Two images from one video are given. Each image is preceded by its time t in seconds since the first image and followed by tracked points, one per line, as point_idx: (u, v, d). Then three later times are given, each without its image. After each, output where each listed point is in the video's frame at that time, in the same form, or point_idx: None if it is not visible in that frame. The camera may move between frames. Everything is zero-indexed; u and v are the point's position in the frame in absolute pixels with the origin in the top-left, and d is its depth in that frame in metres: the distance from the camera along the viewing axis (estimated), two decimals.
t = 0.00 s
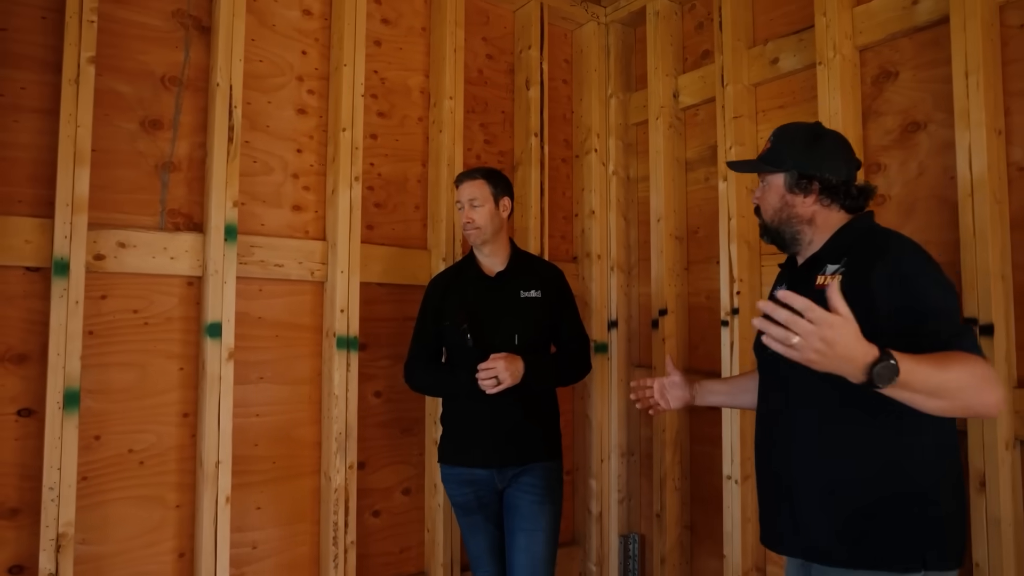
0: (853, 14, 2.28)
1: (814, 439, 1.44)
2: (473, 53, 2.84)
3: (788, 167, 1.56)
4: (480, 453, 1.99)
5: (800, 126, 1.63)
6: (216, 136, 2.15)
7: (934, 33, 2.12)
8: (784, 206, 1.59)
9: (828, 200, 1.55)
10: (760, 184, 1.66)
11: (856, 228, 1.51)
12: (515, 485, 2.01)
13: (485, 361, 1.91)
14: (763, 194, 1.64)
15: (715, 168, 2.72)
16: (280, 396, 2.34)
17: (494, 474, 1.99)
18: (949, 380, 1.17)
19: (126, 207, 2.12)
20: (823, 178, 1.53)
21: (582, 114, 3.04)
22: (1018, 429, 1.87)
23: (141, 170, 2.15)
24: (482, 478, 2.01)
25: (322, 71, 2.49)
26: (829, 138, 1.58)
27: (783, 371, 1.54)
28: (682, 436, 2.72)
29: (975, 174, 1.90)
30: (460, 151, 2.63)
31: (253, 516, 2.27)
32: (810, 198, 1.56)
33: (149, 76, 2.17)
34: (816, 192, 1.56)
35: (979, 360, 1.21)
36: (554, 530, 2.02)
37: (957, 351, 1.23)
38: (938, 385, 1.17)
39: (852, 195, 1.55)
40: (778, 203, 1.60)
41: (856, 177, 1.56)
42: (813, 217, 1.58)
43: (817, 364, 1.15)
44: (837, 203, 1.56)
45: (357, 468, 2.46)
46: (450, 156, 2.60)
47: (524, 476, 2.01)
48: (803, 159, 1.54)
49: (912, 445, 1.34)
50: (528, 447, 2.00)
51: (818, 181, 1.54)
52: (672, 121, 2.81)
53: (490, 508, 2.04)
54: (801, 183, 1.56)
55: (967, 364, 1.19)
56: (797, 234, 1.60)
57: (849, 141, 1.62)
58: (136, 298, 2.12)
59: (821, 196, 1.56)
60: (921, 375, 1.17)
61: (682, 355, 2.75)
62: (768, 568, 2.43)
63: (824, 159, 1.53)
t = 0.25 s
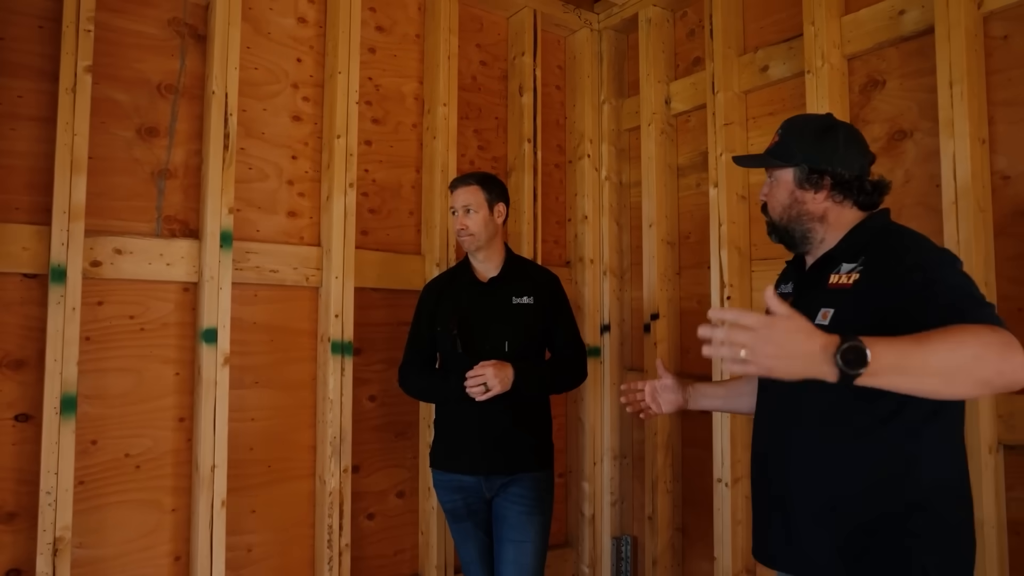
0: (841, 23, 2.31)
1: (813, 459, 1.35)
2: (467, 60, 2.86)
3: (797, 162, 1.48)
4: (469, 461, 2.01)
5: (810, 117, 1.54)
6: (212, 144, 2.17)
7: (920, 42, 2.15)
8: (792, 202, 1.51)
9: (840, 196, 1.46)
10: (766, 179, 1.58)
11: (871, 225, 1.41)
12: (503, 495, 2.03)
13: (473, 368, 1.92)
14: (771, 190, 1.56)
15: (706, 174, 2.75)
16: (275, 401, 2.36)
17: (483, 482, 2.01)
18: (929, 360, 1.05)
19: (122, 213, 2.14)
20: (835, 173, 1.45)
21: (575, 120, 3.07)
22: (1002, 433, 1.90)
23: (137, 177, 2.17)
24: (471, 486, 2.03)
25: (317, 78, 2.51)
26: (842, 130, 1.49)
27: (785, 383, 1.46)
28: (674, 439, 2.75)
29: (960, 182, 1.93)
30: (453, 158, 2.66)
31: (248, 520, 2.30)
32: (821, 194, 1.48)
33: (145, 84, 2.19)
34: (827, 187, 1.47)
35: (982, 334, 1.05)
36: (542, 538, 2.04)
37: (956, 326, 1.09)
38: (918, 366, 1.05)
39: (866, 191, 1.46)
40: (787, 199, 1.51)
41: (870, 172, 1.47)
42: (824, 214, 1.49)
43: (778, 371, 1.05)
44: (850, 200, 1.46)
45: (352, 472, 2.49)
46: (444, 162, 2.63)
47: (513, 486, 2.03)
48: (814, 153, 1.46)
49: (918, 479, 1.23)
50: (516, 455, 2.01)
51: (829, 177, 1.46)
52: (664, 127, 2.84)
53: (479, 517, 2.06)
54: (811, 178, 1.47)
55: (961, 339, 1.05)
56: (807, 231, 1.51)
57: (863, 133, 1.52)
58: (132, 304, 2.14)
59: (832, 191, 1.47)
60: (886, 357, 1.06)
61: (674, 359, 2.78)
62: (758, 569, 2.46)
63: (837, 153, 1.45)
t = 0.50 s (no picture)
0: (827, 32, 2.36)
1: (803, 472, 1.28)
2: (461, 66, 2.91)
3: (796, 161, 1.45)
4: (461, 464, 2.03)
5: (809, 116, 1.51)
6: (210, 150, 2.22)
7: (903, 52, 2.20)
8: (792, 203, 1.47)
9: (841, 195, 1.42)
10: (765, 180, 1.55)
11: (874, 224, 1.34)
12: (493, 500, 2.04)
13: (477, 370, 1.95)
14: (769, 191, 1.52)
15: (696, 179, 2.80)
16: (272, 402, 2.40)
17: (473, 486, 2.03)
18: (969, 450, 0.90)
19: (122, 219, 2.19)
20: (835, 171, 1.41)
21: (567, 125, 3.11)
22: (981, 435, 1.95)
23: (136, 183, 2.22)
24: (463, 489, 2.05)
25: (313, 85, 2.55)
26: (842, 129, 1.46)
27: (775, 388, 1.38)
28: (664, 439, 2.79)
29: (940, 189, 1.98)
30: (447, 163, 2.70)
31: (245, 519, 2.34)
32: (821, 194, 1.44)
33: (143, 91, 2.23)
34: (827, 187, 1.43)
35: (1002, 391, 0.91)
36: (534, 543, 2.05)
37: (967, 381, 0.95)
38: (960, 466, 0.90)
39: (867, 190, 1.42)
40: (786, 199, 1.47)
41: (871, 171, 1.43)
42: (824, 214, 1.44)
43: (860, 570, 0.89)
44: (851, 199, 1.42)
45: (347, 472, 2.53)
46: (438, 168, 2.67)
47: (502, 492, 2.03)
48: (813, 152, 1.43)
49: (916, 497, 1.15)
50: (506, 460, 2.01)
51: (829, 175, 1.42)
52: (655, 133, 2.89)
53: (470, 520, 2.08)
54: (811, 177, 1.44)
55: (977, 413, 0.91)
56: (807, 233, 1.47)
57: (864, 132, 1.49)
58: (131, 307, 2.18)
59: (833, 191, 1.43)
60: (920, 464, 0.92)
61: (665, 361, 2.83)
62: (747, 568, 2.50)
63: (837, 151, 1.41)
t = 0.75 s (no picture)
0: (812, 43, 2.43)
1: (783, 480, 1.28)
2: (457, 74, 2.98)
3: (785, 163, 1.39)
4: (461, 466, 2.03)
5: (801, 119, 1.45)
6: (211, 157, 2.28)
7: (885, 62, 2.27)
8: (780, 207, 1.41)
9: (829, 201, 1.37)
10: (754, 182, 1.48)
11: (861, 233, 1.32)
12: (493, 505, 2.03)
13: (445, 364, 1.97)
14: (758, 194, 1.45)
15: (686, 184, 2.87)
16: (272, 403, 2.47)
17: (472, 489, 2.02)
18: (975, 507, 1.02)
19: (126, 224, 2.25)
20: (824, 176, 1.36)
21: (561, 131, 3.18)
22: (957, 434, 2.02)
23: (140, 189, 2.28)
24: (462, 492, 2.04)
25: (312, 93, 2.62)
26: (833, 133, 1.40)
27: (759, 392, 1.36)
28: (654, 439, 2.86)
29: (918, 196, 2.05)
30: (443, 169, 2.76)
31: (245, 516, 2.41)
32: (810, 198, 1.38)
33: (147, 100, 2.30)
34: (816, 191, 1.38)
35: (1000, 448, 1.02)
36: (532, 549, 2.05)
37: (971, 435, 1.06)
38: (969, 520, 1.02)
39: (856, 196, 1.38)
40: (775, 202, 1.41)
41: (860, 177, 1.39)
42: (812, 219, 1.39)
43: None
44: (839, 205, 1.37)
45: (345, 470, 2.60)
46: (434, 173, 2.74)
47: (502, 497, 2.02)
48: (801, 155, 1.37)
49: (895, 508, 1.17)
50: (506, 463, 2.01)
51: (819, 180, 1.37)
52: (646, 139, 2.96)
53: (469, 526, 2.08)
54: (800, 181, 1.38)
55: (982, 472, 1.02)
56: (794, 238, 1.41)
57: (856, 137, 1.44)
58: (135, 310, 2.25)
59: (822, 196, 1.38)
60: (934, 521, 1.04)
61: (655, 362, 2.89)
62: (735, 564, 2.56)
63: (827, 155, 1.36)
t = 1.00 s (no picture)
0: (801, 53, 2.50)
1: (777, 475, 1.34)
2: (456, 81, 3.05)
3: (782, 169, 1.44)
4: (472, 469, 2.08)
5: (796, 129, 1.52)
6: (218, 164, 2.35)
7: (871, 72, 2.34)
8: (776, 211, 1.46)
9: (823, 206, 1.43)
10: (749, 188, 1.53)
11: (856, 240, 1.39)
12: (501, 509, 2.09)
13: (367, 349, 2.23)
14: (754, 199, 1.51)
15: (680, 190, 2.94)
16: (276, 402, 2.54)
17: (482, 493, 2.07)
18: (962, 508, 1.05)
19: (136, 229, 2.32)
20: (819, 181, 1.42)
21: (558, 136, 3.25)
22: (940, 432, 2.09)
23: (149, 195, 2.35)
24: (471, 494, 2.10)
25: (315, 101, 2.69)
26: (827, 142, 1.46)
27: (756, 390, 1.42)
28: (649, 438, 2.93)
29: (902, 202, 2.12)
30: (443, 174, 2.83)
31: (251, 512, 2.48)
32: (805, 203, 1.44)
33: (156, 109, 2.37)
34: (811, 196, 1.43)
35: (986, 449, 1.06)
36: (539, 549, 2.14)
37: (958, 435, 1.10)
38: (956, 520, 1.05)
39: (848, 202, 1.43)
40: (771, 207, 1.46)
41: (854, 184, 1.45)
42: (807, 224, 1.44)
43: None
44: (832, 210, 1.43)
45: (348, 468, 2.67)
46: (434, 179, 2.81)
47: (510, 502, 2.09)
48: (796, 161, 1.43)
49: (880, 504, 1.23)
50: (516, 467, 2.08)
51: (814, 185, 1.42)
52: (641, 145, 3.03)
53: (476, 532, 2.13)
54: (796, 186, 1.44)
55: (970, 474, 1.05)
56: (789, 242, 1.46)
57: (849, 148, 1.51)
58: (144, 313, 2.32)
59: (816, 201, 1.44)
60: (923, 521, 1.07)
61: (650, 363, 2.97)
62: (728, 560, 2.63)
63: (821, 162, 1.42)
